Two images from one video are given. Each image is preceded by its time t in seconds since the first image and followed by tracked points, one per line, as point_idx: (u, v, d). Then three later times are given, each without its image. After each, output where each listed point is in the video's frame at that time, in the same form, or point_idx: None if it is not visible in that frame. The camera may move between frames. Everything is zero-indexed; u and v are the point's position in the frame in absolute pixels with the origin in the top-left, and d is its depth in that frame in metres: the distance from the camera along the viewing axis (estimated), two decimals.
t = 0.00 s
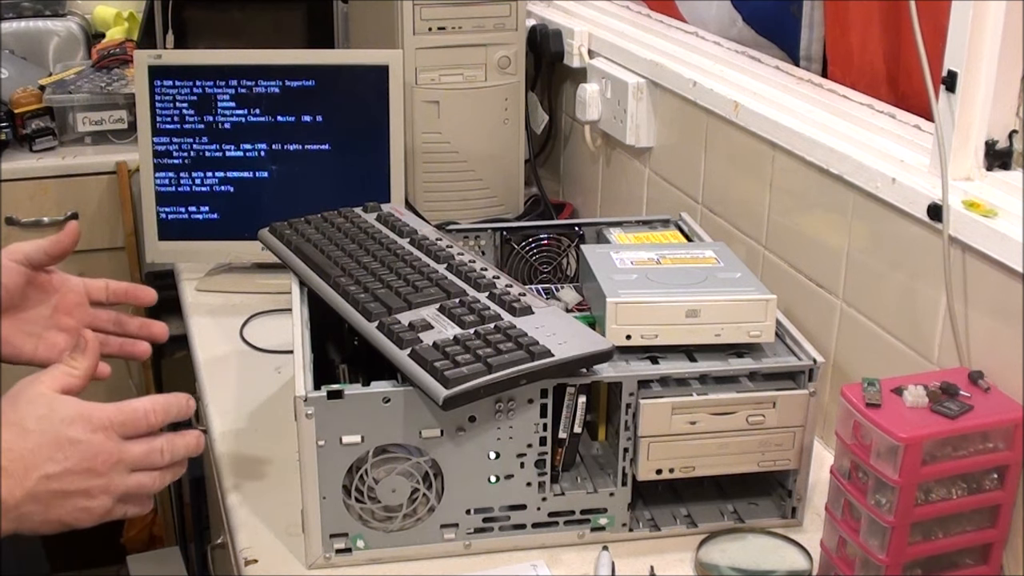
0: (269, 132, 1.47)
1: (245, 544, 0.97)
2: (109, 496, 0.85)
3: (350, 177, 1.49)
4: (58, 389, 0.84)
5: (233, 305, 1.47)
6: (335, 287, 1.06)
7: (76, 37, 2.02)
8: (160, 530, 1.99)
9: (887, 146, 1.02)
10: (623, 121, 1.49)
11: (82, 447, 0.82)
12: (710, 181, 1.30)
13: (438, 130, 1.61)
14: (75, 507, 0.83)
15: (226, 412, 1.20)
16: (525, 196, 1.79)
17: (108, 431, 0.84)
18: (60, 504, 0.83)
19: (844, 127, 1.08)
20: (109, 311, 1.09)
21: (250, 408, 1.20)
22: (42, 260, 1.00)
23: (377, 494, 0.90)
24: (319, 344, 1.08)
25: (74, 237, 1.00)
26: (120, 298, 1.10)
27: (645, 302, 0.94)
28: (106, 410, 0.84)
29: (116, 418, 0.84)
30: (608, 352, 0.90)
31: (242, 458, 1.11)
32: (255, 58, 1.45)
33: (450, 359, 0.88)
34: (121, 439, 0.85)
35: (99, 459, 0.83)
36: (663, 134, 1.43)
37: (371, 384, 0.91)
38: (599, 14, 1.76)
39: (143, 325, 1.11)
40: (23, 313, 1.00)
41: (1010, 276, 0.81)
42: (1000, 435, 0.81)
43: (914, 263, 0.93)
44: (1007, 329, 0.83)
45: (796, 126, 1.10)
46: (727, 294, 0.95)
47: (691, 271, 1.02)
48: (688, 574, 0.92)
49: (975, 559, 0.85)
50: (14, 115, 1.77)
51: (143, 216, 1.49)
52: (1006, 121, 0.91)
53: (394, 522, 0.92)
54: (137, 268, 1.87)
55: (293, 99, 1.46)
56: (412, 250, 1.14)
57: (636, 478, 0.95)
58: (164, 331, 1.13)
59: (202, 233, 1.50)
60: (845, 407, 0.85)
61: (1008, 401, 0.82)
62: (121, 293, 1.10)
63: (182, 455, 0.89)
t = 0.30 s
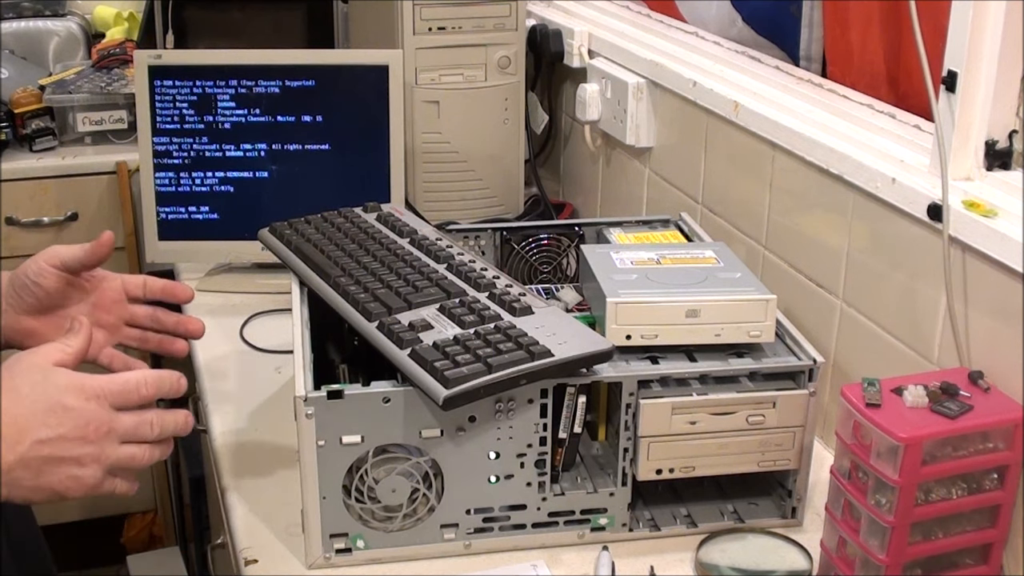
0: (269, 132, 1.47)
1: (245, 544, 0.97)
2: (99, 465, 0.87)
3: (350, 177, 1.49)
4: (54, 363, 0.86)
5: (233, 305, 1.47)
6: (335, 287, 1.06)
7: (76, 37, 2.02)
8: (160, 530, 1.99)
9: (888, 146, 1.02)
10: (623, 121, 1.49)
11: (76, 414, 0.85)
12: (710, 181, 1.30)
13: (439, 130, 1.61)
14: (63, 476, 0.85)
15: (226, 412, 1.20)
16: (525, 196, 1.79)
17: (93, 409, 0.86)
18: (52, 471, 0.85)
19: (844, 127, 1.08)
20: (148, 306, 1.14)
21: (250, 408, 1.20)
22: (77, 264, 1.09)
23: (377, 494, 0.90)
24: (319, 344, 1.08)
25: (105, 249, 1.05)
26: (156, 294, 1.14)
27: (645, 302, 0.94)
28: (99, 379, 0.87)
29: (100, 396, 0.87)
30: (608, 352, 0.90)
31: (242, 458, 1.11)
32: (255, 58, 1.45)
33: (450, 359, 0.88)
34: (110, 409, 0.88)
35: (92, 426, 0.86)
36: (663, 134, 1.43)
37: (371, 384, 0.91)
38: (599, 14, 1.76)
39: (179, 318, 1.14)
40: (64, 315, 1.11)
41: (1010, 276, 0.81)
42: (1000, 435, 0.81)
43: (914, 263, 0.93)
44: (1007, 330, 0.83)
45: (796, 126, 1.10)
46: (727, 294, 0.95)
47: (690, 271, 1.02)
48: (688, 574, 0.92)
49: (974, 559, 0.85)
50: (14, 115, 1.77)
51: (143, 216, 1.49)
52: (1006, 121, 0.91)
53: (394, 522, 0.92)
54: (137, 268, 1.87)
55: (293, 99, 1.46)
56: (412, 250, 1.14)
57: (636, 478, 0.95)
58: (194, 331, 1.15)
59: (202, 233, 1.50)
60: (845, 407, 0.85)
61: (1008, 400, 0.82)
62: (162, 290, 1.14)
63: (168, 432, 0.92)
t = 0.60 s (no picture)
0: (269, 132, 1.47)
1: (245, 544, 0.97)
2: (95, 354, 0.73)
3: (350, 176, 1.49)
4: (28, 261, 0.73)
5: (233, 305, 1.47)
6: (335, 287, 1.06)
7: (76, 37, 2.02)
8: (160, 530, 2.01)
9: (887, 146, 1.02)
10: (623, 121, 1.49)
11: (62, 307, 0.71)
12: (710, 180, 1.30)
13: (439, 130, 1.61)
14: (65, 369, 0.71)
15: (226, 412, 1.20)
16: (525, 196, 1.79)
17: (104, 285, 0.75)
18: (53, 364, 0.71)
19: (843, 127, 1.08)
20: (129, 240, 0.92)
21: (250, 408, 1.20)
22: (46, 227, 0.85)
23: (377, 494, 0.90)
24: (319, 344, 1.08)
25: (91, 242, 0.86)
26: (143, 232, 0.92)
27: (645, 302, 0.94)
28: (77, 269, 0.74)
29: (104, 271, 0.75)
30: (608, 352, 0.90)
31: (242, 458, 1.11)
32: (255, 58, 1.45)
33: (450, 359, 0.88)
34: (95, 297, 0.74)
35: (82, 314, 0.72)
36: (663, 134, 1.43)
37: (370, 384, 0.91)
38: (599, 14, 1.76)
39: (177, 253, 0.95)
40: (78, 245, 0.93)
41: (1010, 276, 0.81)
42: (1000, 435, 0.81)
43: (914, 263, 0.93)
44: (1006, 330, 0.83)
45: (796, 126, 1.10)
46: (727, 294, 0.95)
47: (690, 271, 1.02)
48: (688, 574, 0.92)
49: (974, 559, 0.85)
50: (14, 115, 1.77)
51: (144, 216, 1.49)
52: (1006, 121, 0.91)
53: (394, 522, 0.92)
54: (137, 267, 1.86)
55: (293, 99, 1.46)
56: (412, 250, 1.14)
57: (636, 478, 0.95)
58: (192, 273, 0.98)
59: (202, 233, 1.50)
60: (845, 407, 0.85)
61: (1008, 400, 0.82)
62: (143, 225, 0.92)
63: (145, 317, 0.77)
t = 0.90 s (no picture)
0: (269, 132, 1.47)
1: (245, 544, 0.97)
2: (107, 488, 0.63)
3: (350, 177, 1.49)
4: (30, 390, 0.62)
5: (233, 305, 1.47)
6: (335, 287, 1.06)
7: (76, 37, 2.02)
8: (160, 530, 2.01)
9: (888, 146, 1.02)
10: (623, 121, 1.49)
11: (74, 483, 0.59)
12: (710, 180, 1.30)
13: (439, 130, 1.61)
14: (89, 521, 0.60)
15: (226, 412, 1.20)
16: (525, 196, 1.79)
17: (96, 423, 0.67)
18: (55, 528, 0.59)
19: (844, 127, 1.08)
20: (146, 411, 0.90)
21: (250, 408, 1.20)
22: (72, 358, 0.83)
23: (377, 494, 0.90)
24: (319, 344, 1.08)
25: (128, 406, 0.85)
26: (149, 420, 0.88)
27: (645, 302, 0.94)
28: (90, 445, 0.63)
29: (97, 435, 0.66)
30: (608, 352, 0.90)
31: (242, 458, 1.11)
32: (255, 58, 1.45)
33: (450, 359, 0.88)
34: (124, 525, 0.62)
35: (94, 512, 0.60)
36: (663, 135, 1.43)
37: (371, 384, 0.91)
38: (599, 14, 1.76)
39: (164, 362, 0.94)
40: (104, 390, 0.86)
41: (1010, 276, 0.81)
42: (1000, 435, 0.81)
43: (914, 263, 0.93)
44: (1007, 330, 0.83)
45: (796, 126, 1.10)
46: (727, 294, 0.95)
47: (690, 271, 1.02)
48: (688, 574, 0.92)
49: (974, 559, 0.85)
50: (14, 115, 1.76)
51: (144, 216, 1.49)
52: (1007, 121, 0.91)
53: (394, 522, 0.92)
54: (136, 266, 1.87)
55: (293, 99, 1.46)
56: (412, 250, 1.14)
57: (636, 478, 0.95)
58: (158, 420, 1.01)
59: (203, 233, 1.50)
60: (845, 407, 0.85)
61: (1008, 400, 0.82)
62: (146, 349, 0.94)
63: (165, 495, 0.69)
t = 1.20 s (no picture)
0: (269, 132, 1.47)
1: (244, 544, 0.97)
2: None
3: (350, 177, 1.49)
4: None
5: (233, 305, 1.47)
6: (335, 287, 1.06)
7: (76, 37, 2.02)
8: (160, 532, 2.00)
9: (888, 146, 1.02)
10: (623, 121, 1.49)
11: None
12: (710, 181, 1.30)
13: (439, 131, 1.61)
14: None
15: (226, 412, 1.20)
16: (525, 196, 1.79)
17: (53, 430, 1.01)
18: None
19: (844, 127, 1.08)
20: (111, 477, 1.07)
21: (250, 408, 1.20)
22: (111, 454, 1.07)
23: (377, 494, 0.90)
24: (319, 344, 1.08)
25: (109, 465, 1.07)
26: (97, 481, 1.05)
27: (645, 302, 0.94)
28: None
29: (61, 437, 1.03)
30: (608, 352, 0.90)
31: (243, 458, 1.11)
32: (255, 58, 1.45)
33: (450, 359, 0.88)
34: None
35: None
36: (663, 135, 1.43)
37: (371, 384, 0.91)
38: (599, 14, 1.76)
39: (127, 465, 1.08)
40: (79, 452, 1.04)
41: (1010, 276, 0.81)
42: (1000, 435, 0.81)
43: (914, 264, 0.93)
44: (1007, 331, 0.83)
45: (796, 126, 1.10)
46: (727, 294, 0.95)
47: (691, 271, 1.02)
48: (688, 574, 0.92)
49: (974, 559, 0.85)
50: (14, 115, 1.77)
51: (143, 216, 1.49)
52: (1007, 121, 0.91)
53: (394, 522, 0.92)
54: (136, 267, 1.86)
55: (293, 99, 1.46)
56: (412, 250, 1.14)
57: (636, 478, 0.95)
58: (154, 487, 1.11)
59: (202, 233, 1.50)
60: (844, 407, 0.85)
61: (1008, 400, 0.82)
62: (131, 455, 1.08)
63: None
